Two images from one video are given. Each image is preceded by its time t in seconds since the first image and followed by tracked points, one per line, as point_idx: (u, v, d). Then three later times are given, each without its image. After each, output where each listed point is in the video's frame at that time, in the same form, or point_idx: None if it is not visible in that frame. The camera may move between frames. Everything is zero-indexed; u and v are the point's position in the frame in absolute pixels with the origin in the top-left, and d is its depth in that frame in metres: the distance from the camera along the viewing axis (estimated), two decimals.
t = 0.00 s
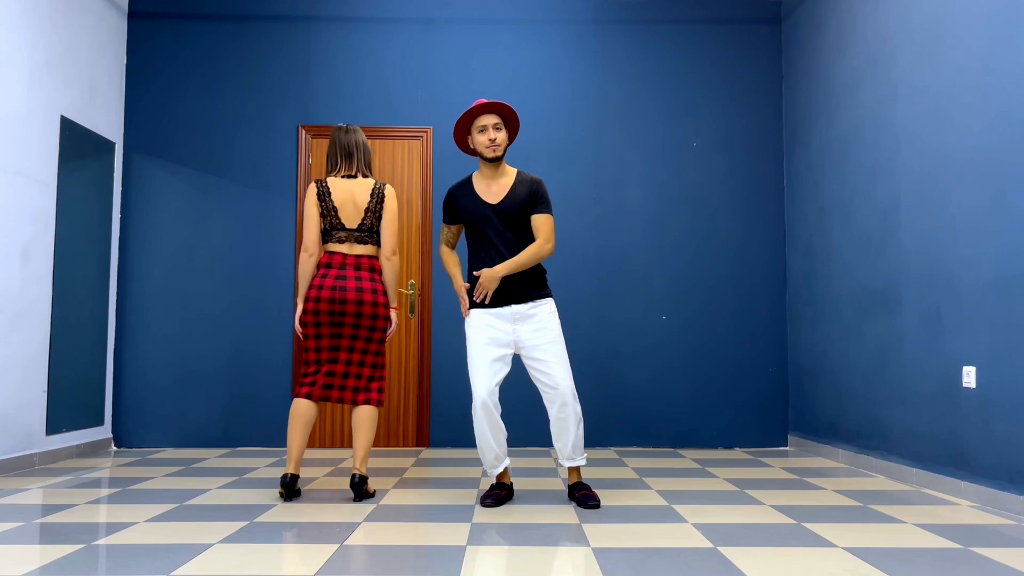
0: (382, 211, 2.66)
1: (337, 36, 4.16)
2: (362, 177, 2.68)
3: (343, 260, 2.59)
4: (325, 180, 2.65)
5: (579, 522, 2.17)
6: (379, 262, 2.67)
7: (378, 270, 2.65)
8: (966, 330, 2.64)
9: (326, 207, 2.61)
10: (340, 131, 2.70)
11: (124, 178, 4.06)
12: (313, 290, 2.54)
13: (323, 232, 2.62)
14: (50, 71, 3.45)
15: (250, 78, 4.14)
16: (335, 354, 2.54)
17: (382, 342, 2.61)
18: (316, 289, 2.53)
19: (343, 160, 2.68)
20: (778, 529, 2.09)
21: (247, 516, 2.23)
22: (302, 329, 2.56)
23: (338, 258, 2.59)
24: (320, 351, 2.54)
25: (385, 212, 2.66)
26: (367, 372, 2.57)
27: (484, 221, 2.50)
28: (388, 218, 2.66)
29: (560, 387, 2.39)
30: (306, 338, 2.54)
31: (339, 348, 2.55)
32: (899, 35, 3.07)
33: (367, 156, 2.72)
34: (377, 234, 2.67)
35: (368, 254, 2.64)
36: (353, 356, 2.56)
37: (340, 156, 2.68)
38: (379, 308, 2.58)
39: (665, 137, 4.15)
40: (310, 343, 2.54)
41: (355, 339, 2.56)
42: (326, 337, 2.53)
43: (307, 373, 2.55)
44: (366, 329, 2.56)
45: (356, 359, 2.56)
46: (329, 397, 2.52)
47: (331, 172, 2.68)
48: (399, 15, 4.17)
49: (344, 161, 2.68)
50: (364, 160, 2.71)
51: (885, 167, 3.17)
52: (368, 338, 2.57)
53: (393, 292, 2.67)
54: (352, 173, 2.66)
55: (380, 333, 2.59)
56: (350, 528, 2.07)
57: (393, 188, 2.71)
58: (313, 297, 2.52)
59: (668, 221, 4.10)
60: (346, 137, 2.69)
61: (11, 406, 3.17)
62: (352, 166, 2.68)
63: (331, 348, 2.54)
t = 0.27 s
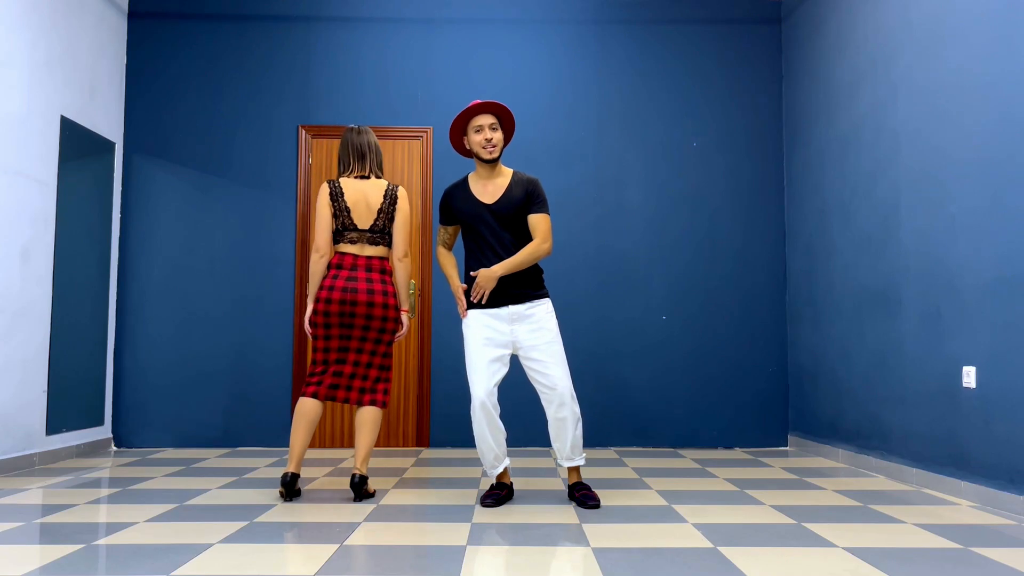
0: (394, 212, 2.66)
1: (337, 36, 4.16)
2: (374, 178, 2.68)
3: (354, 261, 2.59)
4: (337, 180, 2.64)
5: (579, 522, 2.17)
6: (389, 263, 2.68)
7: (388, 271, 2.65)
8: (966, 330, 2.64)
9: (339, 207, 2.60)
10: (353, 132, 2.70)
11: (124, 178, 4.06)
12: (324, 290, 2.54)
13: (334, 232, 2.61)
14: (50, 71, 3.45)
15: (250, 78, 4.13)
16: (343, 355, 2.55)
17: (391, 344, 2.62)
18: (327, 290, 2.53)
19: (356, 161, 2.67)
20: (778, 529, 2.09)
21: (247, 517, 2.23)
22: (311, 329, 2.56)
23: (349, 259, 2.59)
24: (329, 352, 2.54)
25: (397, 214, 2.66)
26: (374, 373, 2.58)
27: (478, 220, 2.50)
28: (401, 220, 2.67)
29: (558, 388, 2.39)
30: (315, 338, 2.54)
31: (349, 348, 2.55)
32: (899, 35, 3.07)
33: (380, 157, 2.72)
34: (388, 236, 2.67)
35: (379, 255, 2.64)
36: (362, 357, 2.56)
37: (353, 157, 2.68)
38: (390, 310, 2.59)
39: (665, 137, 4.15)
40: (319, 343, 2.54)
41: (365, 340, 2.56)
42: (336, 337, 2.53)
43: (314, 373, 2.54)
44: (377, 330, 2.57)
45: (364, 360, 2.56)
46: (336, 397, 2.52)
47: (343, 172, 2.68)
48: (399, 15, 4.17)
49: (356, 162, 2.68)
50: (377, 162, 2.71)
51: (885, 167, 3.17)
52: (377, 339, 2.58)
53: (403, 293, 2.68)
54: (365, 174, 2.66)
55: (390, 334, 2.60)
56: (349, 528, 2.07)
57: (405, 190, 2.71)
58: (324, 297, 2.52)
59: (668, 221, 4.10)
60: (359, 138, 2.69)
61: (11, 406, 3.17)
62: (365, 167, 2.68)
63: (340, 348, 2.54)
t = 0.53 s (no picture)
0: (399, 212, 2.67)
1: (337, 36, 4.16)
2: (380, 177, 2.68)
3: (360, 260, 2.59)
4: (343, 179, 2.64)
5: (579, 522, 2.17)
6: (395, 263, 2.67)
7: (394, 271, 2.65)
8: (966, 330, 2.64)
9: (343, 206, 2.59)
10: (358, 132, 2.70)
11: (124, 179, 4.06)
12: (330, 290, 2.53)
13: (339, 232, 2.61)
14: (50, 71, 3.45)
15: (250, 78, 4.13)
16: (349, 355, 2.55)
17: (397, 343, 2.62)
18: (334, 290, 2.53)
19: (362, 160, 2.67)
20: (778, 529, 2.09)
21: (247, 517, 2.23)
22: (317, 329, 2.55)
23: (355, 259, 2.59)
24: (335, 352, 2.54)
25: (403, 214, 2.67)
26: (380, 373, 2.57)
27: (476, 220, 2.50)
28: (406, 219, 2.67)
29: (557, 388, 2.39)
30: (321, 338, 2.54)
31: (354, 348, 2.55)
32: (899, 35, 3.07)
33: (385, 157, 2.72)
34: (394, 235, 2.67)
35: (384, 255, 2.63)
36: (368, 357, 2.56)
37: (359, 156, 2.68)
38: (396, 309, 2.59)
39: (665, 137, 4.15)
40: (324, 343, 2.54)
41: (371, 340, 2.56)
42: (343, 337, 2.53)
43: (319, 372, 2.54)
44: (383, 330, 2.57)
45: (370, 359, 2.56)
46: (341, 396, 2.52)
47: (349, 171, 2.68)
48: (399, 15, 4.17)
49: (362, 161, 2.68)
50: (382, 162, 2.71)
51: (885, 167, 3.17)
52: (383, 339, 2.58)
53: (409, 293, 2.67)
54: (371, 173, 2.66)
55: (395, 334, 2.60)
56: (349, 528, 2.07)
57: (410, 190, 2.71)
58: (331, 297, 2.52)
59: (668, 221, 4.10)
60: (365, 137, 2.69)
61: (11, 406, 3.17)
62: (371, 166, 2.68)
63: (346, 348, 2.54)
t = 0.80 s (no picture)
0: (401, 212, 2.66)
1: (337, 36, 4.16)
2: (382, 177, 2.68)
3: (361, 260, 2.59)
4: (345, 178, 2.64)
5: (579, 522, 2.17)
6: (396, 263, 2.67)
7: (396, 271, 2.65)
8: (966, 330, 2.64)
9: (345, 206, 2.60)
10: (360, 131, 2.70)
11: (124, 179, 4.06)
12: (331, 290, 2.54)
13: (341, 231, 2.61)
14: (50, 71, 3.45)
15: (250, 78, 4.14)
16: (351, 354, 2.55)
17: (398, 343, 2.61)
18: (335, 290, 2.53)
19: (364, 160, 2.68)
20: (778, 529, 2.09)
21: (247, 517, 2.23)
22: (319, 329, 2.56)
23: (357, 259, 2.59)
24: (336, 351, 2.54)
25: (405, 213, 2.66)
26: (381, 373, 2.57)
27: (475, 221, 2.50)
28: (408, 219, 2.66)
29: (556, 388, 2.39)
30: (323, 338, 2.54)
31: (356, 348, 2.55)
32: (899, 35, 3.07)
33: (388, 156, 2.72)
34: (395, 235, 2.66)
35: (386, 255, 2.63)
36: (369, 357, 2.56)
37: (361, 156, 2.68)
38: (397, 309, 2.58)
39: (664, 137, 4.15)
40: (325, 343, 2.54)
41: (373, 340, 2.56)
42: (344, 337, 2.54)
43: (320, 372, 2.54)
44: (384, 330, 2.57)
45: (371, 359, 2.56)
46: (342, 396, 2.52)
47: (351, 171, 2.68)
48: (399, 15, 4.17)
49: (365, 161, 2.68)
50: (385, 161, 2.71)
51: (885, 167, 3.17)
52: (385, 339, 2.57)
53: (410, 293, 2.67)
54: (373, 173, 2.67)
55: (397, 334, 2.60)
56: (350, 528, 2.07)
57: (412, 190, 2.71)
58: (332, 297, 2.52)
59: (668, 222, 4.10)
60: (368, 137, 2.69)
61: (11, 406, 3.17)
62: (373, 166, 2.68)
63: (348, 348, 2.54)
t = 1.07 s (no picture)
0: (400, 212, 2.66)
1: (337, 36, 4.16)
2: (382, 177, 2.68)
3: (360, 260, 2.59)
4: (344, 178, 2.64)
5: (579, 522, 2.17)
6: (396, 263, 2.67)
7: (395, 271, 2.65)
8: (966, 330, 2.64)
9: (344, 206, 2.60)
10: (360, 131, 2.70)
11: (124, 178, 4.06)
12: (330, 290, 2.54)
13: (340, 232, 2.61)
14: (50, 71, 3.45)
15: (250, 77, 4.14)
16: (350, 354, 2.55)
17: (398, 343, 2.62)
18: (334, 290, 2.53)
19: (364, 160, 2.68)
20: (778, 529, 2.09)
21: (247, 517, 2.23)
22: (318, 329, 2.55)
23: (355, 259, 2.59)
24: (336, 352, 2.54)
25: (404, 213, 2.66)
26: (381, 373, 2.57)
27: (475, 221, 2.50)
28: (407, 220, 2.66)
29: (556, 388, 2.39)
30: (322, 338, 2.54)
31: (355, 348, 2.55)
32: (899, 34, 3.07)
33: (388, 156, 2.72)
34: (394, 235, 2.66)
35: (385, 255, 2.63)
36: (369, 357, 2.56)
37: (361, 156, 2.68)
38: (396, 309, 2.58)
39: (664, 137, 4.15)
40: (325, 343, 2.54)
41: (372, 340, 2.56)
42: (344, 337, 2.54)
43: (320, 372, 2.54)
44: (384, 330, 2.57)
45: (370, 360, 2.56)
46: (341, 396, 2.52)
47: (350, 171, 2.68)
48: (399, 15, 4.17)
49: (364, 161, 2.68)
50: (384, 161, 2.71)
51: (885, 166, 3.17)
52: (384, 339, 2.57)
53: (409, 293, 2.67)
54: (372, 173, 2.67)
55: (397, 334, 2.60)
56: (350, 528, 2.07)
57: (412, 190, 2.71)
58: (331, 297, 2.52)
59: (668, 222, 4.10)
60: (368, 136, 2.69)
61: (11, 406, 3.17)
62: (373, 166, 2.68)
63: (347, 348, 2.54)
